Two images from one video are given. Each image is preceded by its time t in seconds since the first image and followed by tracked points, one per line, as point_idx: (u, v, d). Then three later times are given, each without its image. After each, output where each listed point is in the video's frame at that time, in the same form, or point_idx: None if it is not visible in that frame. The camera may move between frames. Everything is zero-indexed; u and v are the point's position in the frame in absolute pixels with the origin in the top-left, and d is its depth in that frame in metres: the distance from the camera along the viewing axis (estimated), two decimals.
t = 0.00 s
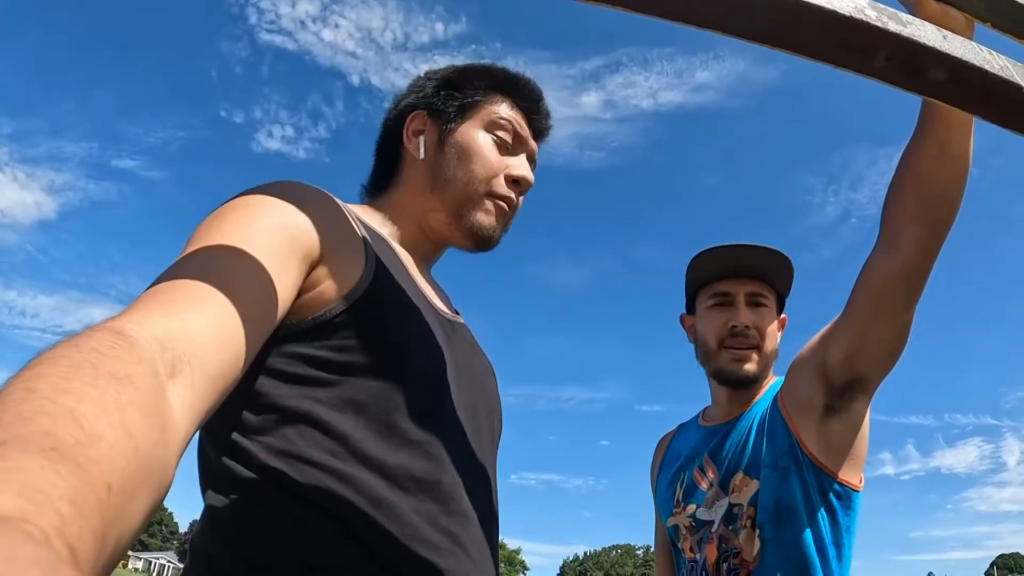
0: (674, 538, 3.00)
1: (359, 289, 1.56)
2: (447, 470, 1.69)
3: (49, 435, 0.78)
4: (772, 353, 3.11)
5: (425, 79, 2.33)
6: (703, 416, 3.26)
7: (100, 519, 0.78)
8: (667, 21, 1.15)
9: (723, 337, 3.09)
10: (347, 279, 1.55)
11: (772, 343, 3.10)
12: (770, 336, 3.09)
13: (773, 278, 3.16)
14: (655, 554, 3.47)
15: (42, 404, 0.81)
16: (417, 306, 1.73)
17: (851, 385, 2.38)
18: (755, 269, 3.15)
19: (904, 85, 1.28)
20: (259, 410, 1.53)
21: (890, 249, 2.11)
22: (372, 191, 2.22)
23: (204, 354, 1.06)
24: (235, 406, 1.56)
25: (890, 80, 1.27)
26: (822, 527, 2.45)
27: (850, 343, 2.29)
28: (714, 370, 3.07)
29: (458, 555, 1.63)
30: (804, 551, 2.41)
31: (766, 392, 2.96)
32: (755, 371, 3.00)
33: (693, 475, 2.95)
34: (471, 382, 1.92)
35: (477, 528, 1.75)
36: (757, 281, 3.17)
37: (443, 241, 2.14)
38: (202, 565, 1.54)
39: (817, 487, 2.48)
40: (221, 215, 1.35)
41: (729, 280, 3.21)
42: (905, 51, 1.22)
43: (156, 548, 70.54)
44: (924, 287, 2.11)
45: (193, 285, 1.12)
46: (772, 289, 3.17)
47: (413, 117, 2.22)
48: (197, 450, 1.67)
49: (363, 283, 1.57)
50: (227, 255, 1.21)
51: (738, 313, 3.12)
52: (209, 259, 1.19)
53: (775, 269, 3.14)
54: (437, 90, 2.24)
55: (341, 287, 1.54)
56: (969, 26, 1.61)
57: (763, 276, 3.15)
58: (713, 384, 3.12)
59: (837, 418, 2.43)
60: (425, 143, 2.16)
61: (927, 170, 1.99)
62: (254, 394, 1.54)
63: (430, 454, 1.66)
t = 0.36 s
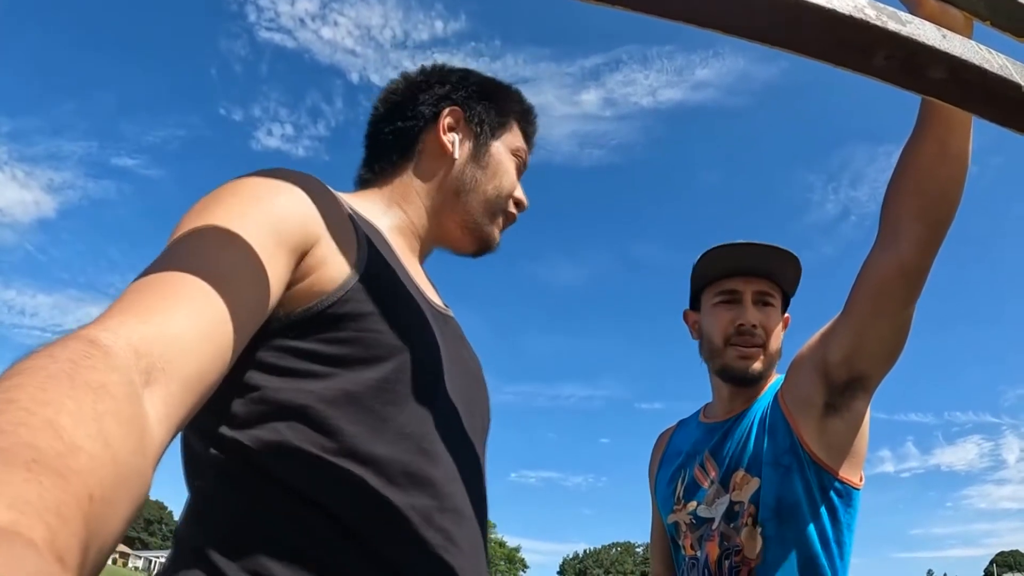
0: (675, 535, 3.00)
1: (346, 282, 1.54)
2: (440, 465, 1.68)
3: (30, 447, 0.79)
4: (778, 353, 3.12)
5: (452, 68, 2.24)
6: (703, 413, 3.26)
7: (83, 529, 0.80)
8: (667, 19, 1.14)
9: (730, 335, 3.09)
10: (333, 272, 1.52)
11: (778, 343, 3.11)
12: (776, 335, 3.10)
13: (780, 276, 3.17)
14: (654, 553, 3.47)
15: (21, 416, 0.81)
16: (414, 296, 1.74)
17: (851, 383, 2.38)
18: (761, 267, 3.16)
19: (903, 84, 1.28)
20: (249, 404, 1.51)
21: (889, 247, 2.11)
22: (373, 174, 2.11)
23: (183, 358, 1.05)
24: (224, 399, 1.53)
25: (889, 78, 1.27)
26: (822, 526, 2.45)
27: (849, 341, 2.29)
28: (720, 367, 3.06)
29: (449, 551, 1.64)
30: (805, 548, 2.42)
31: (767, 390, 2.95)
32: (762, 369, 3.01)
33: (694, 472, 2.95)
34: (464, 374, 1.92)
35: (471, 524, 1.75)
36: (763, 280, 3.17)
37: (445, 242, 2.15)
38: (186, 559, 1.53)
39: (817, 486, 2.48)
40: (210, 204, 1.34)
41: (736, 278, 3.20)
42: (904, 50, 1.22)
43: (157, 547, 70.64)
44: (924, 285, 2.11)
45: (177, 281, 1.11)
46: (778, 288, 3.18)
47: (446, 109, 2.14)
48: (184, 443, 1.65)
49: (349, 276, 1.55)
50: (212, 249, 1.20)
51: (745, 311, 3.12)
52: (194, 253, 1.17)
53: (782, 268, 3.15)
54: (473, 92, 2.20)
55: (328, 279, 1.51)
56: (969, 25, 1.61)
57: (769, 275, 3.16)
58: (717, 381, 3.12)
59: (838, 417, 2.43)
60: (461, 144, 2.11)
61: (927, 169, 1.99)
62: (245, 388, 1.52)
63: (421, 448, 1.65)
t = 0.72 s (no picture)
0: (678, 536, 2.99)
1: (308, 269, 1.51)
2: (407, 456, 1.66)
3: None
4: (771, 347, 3.09)
5: (425, 50, 2.22)
6: (704, 413, 3.25)
7: (39, 539, 0.84)
8: (665, 17, 1.12)
9: (718, 330, 3.08)
10: (294, 259, 1.50)
11: (770, 337, 3.08)
12: (766, 329, 3.08)
13: (772, 271, 3.14)
14: (660, 552, 3.47)
15: None
16: (383, 279, 1.74)
17: (851, 381, 2.37)
18: (750, 263, 3.15)
19: (902, 82, 1.27)
20: (212, 398, 1.49)
21: (889, 244, 2.10)
22: (345, 154, 2.08)
23: (130, 363, 1.05)
24: (183, 391, 1.51)
25: (888, 75, 1.26)
26: (821, 525, 2.45)
27: (849, 339, 2.28)
28: (710, 363, 3.06)
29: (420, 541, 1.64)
30: (804, 548, 2.41)
31: (766, 389, 2.93)
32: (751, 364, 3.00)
33: (696, 472, 2.94)
34: (436, 361, 1.92)
35: (445, 517, 1.73)
36: (754, 275, 3.15)
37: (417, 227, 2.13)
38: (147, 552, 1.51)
39: (817, 485, 2.47)
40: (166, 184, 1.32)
41: (725, 274, 3.19)
42: (904, 48, 1.21)
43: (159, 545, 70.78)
44: (924, 283, 2.10)
45: (131, 271, 1.12)
46: (769, 282, 3.16)
47: (420, 91, 2.12)
48: (147, 440, 1.63)
49: (310, 263, 1.52)
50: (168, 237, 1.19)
51: (732, 306, 3.11)
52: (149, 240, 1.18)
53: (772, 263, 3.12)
54: (446, 74, 2.18)
55: (290, 266, 1.49)
56: (969, 22, 1.60)
57: (759, 269, 3.14)
58: (712, 380, 3.11)
59: (837, 416, 2.42)
60: (435, 127, 2.09)
61: (927, 166, 1.98)
62: (206, 379, 1.49)
63: (389, 440, 1.62)
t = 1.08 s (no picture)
0: (679, 533, 2.99)
1: (272, 269, 1.52)
2: (384, 454, 1.65)
3: None
4: (737, 341, 3.07)
5: (394, 32, 2.22)
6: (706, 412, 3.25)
7: (15, 552, 0.91)
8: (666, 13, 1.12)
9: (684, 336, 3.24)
10: (258, 261, 1.50)
11: (732, 333, 3.08)
12: (723, 323, 3.11)
13: (722, 267, 3.19)
14: (666, 554, 3.47)
15: None
16: (355, 279, 1.76)
17: (851, 380, 2.37)
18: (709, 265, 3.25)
19: (904, 78, 1.27)
20: (190, 397, 1.50)
21: (889, 243, 2.10)
22: (319, 141, 2.08)
23: (98, 373, 1.07)
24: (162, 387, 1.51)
25: (888, 72, 1.26)
26: (821, 524, 2.45)
27: (850, 338, 2.29)
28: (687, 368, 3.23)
29: (402, 537, 1.64)
30: (804, 549, 2.42)
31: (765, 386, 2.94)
32: (707, 361, 3.09)
33: (697, 470, 2.95)
34: (416, 357, 1.92)
35: (427, 514, 1.72)
36: (710, 276, 3.25)
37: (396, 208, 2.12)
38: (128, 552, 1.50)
39: (817, 483, 2.47)
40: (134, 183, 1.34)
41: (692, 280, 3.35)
42: (907, 45, 1.21)
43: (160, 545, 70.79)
44: (924, 282, 2.10)
45: (100, 273, 1.14)
46: (728, 277, 3.19)
47: (390, 73, 2.12)
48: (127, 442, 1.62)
49: (275, 264, 1.53)
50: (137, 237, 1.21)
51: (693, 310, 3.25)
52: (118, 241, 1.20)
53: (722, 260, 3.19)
54: (416, 55, 2.18)
55: (253, 267, 1.49)
56: (971, 20, 1.60)
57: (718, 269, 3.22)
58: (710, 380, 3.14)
59: (838, 414, 2.42)
60: (407, 108, 2.09)
61: (926, 164, 1.98)
62: (179, 382, 1.49)
63: (362, 439, 1.62)
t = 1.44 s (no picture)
0: (678, 529, 3.00)
1: (259, 267, 1.52)
2: (368, 453, 1.65)
3: None
4: (734, 337, 3.08)
5: (371, 34, 2.23)
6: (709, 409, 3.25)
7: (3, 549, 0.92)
8: (666, 11, 1.12)
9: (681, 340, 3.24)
10: (246, 259, 1.50)
11: (726, 329, 3.09)
12: (719, 322, 3.11)
13: (710, 270, 3.23)
14: (663, 550, 3.48)
15: None
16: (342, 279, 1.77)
17: (853, 378, 2.37)
18: (692, 271, 3.31)
19: (905, 76, 1.28)
20: (174, 393, 1.50)
21: (889, 242, 2.11)
22: (303, 140, 2.07)
23: (82, 369, 1.06)
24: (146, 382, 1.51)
25: (888, 70, 1.27)
26: (821, 521, 2.46)
27: (851, 337, 2.29)
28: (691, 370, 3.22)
29: (390, 535, 1.64)
30: (803, 547, 2.42)
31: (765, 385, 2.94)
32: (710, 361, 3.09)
33: (695, 466, 2.95)
34: (403, 357, 1.92)
35: (414, 512, 1.73)
36: (699, 281, 3.28)
37: (380, 207, 2.12)
38: (116, 551, 1.50)
39: (818, 481, 2.48)
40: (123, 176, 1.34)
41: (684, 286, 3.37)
42: (907, 43, 1.21)
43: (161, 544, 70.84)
44: (925, 282, 2.11)
45: (88, 268, 1.14)
46: (716, 279, 3.23)
47: (371, 73, 2.12)
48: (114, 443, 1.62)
49: (263, 262, 1.53)
50: (126, 230, 1.21)
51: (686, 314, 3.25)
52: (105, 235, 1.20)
53: (700, 264, 3.25)
54: (395, 55, 2.19)
55: (242, 264, 1.49)
56: (970, 18, 1.60)
57: (701, 273, 3.28)
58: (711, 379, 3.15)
59: (838, 412, 2.43)
60: (390, 107, 2.09)
61: (926, 164, 1.98)
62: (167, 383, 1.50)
63: (348, 436, 1.62)
